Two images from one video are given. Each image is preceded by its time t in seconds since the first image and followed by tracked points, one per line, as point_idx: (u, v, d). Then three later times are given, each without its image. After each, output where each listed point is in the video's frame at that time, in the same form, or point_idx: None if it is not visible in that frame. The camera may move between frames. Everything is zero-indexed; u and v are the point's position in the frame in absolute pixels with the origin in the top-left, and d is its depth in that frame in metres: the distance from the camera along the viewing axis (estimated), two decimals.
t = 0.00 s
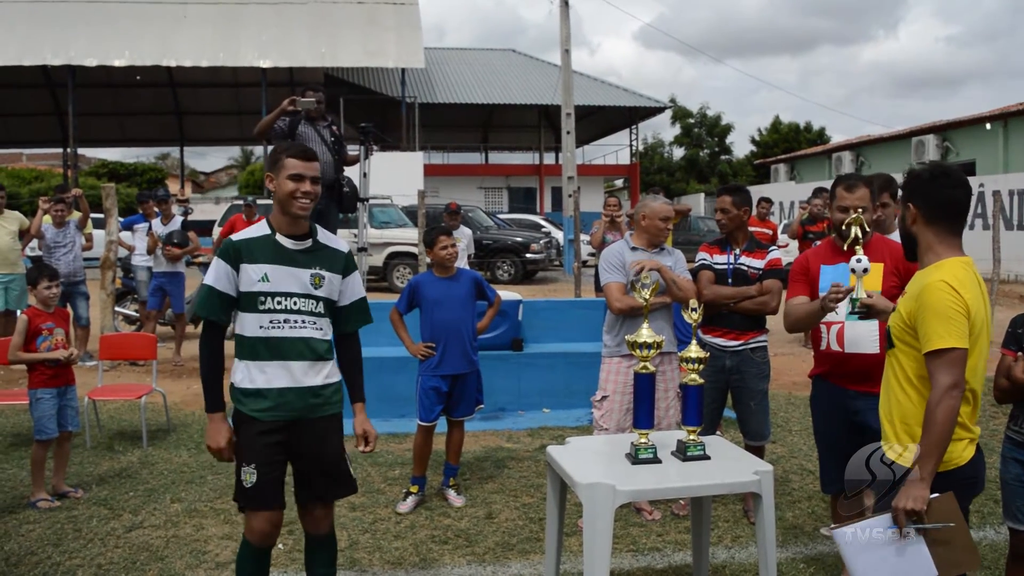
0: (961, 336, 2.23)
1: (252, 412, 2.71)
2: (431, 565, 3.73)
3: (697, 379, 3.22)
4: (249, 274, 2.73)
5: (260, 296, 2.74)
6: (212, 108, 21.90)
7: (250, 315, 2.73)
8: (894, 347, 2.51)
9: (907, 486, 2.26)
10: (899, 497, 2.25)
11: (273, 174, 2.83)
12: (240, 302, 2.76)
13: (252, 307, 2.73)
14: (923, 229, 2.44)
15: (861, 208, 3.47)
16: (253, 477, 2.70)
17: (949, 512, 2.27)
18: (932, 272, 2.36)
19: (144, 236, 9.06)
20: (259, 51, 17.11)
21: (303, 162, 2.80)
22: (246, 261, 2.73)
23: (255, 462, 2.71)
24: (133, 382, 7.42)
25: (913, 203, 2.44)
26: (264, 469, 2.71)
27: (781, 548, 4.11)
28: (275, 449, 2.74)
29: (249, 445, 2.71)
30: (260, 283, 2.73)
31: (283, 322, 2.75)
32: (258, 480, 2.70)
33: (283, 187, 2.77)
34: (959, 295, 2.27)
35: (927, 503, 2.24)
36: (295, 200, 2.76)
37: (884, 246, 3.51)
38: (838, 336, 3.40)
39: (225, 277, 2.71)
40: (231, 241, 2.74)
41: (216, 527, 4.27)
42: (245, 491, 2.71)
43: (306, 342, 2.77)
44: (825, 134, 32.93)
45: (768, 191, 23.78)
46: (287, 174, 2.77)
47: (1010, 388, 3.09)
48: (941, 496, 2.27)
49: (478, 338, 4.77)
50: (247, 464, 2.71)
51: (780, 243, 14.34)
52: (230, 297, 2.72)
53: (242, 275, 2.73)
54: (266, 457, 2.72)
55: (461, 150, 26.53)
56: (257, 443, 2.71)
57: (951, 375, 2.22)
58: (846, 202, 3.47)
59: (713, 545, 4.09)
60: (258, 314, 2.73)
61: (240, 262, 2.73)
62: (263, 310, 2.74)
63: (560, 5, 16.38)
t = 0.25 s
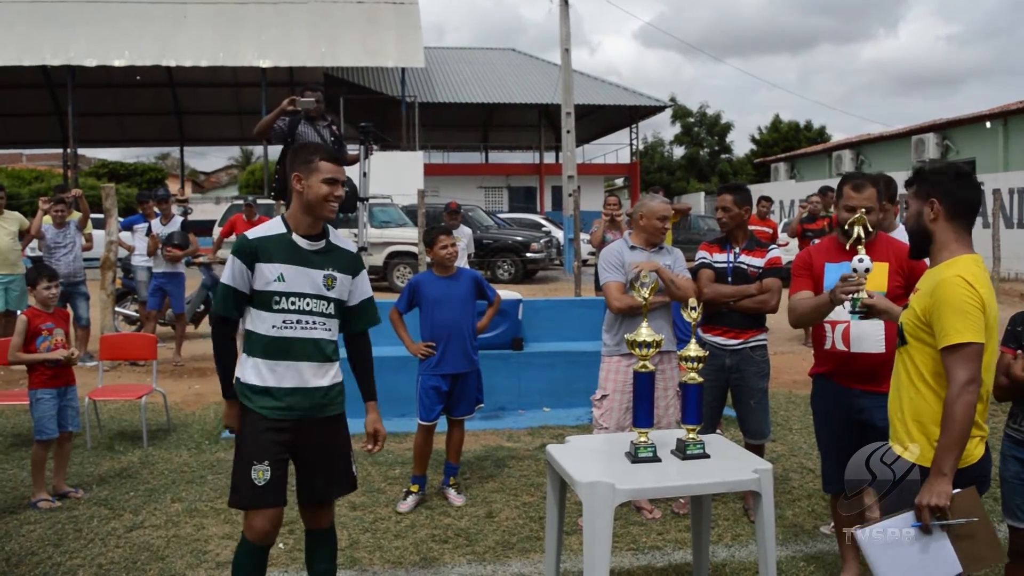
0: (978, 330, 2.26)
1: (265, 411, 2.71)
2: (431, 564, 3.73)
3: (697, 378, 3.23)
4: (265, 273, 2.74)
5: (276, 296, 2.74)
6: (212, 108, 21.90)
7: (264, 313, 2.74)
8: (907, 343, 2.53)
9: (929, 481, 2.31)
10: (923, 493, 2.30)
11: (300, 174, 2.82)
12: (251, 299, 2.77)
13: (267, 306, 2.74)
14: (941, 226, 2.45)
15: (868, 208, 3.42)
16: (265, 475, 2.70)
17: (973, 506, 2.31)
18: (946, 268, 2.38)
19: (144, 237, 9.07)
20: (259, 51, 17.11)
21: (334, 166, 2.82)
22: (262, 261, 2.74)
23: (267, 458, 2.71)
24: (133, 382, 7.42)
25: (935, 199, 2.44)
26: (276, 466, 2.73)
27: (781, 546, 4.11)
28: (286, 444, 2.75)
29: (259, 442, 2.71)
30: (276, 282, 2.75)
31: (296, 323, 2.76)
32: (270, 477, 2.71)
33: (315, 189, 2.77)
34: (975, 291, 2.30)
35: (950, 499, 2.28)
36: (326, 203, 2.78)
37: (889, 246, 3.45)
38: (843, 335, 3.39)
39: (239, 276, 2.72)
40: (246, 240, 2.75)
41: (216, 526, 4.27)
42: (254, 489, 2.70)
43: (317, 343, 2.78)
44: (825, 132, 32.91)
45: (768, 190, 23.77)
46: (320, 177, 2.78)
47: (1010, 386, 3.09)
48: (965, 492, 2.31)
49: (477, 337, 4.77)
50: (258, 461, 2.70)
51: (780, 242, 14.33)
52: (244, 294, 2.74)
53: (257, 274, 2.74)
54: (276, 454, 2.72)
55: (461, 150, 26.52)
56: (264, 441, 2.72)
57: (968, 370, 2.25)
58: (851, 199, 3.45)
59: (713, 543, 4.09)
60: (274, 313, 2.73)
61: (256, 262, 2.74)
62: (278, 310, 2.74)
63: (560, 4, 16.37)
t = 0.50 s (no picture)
0: (995, 327, 2.29)
1: (257, 407, 2.71)
2: (430, 562, 3.74)
3: (697, 377, 3.23)
4: (262, 267, 2.73)
5: (272, 291, 2.74)
6: (212, 107, 21.90)
7: (260, 309, 2.73)
8: (917, 343, 2.54)
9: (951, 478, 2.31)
10: (946, 491, 2.30)
11: (293, 170, 2.82)
12: (242, 291, 2.75)
13: (263, 301, 2.73)
14: (957, 226, 2.47)
15: (875, 208, 3.26)
16: (260, 480, 2.71)
17: (996, 504, 2.32)
18: (958, 267, 2.41)
19: (144, 235, 9.07)
20: (259, 49, 17.10)
21: (327, 160, 2.82)
22: (260, 255, 2.74)
23: (261, 465, 2.72)
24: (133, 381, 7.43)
25: (953, 198, 2.46)
26: (270, 473, 2.74)
27: (781, 545, 4.11)
28: (283, 441, 2.76)
29: (252, 447, 2.71)
30: (274, 277, 2.74)
31: (293, 318, 2.75)
32: (264, 482, 2.72)
33: (308, 185, 2.77)
34: (991, 288, 2.32)
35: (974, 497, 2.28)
36: (319, 198, 2.79)
37: (896, 249, 3.39)
38: (845, 335, 3.38)
39: (234, 271, 2.70)
40: (243, 233, 2.73)
41: (216, 525, 4.27)
42: (249, 493, 2.71)
43: (313, 338, 2.79)
44: (825, 131, 32.90)
45: (768, 189, 23.77)
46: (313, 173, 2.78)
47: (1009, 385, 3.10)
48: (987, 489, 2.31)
49: (477, 336, 4.77)
50: (252, 467, 2.71)
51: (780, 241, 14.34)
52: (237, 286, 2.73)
53: (253, 268, 2.73)
54: (269, 458, 2.72)
55: (461, 149, 26.52)
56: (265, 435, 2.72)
57: (987, 366, 2.27)
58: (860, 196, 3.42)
59: (712, 542, 4.09)
60: (270, 309, 2.73)
61: (252, 256, 2.73)
62: (274, 306, 2.74)
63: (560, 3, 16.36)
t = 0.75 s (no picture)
0: (1010, 326, 2.26)
1: (244, 407, 2.71)
2: (429, 560, 3.74)
3: (695, 374, 3.22)
4: (239, 267, 2.71)
5: (251, 291, 2.72)
6: (211, 104, 21.87)
7: (240, 309, 2.71)
8: (926, 343, 2.51)
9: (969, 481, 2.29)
10: (964, 493, 2.28)
11: (261, 165, 2.81)
12: (221, 293, 2.74)
13: (242, 302, 2.71)
14: (962, 225, 2.45)
15: (885, 206, 3.23)
16: (247, 482, 2.73)
17: (1016, 504, 2.30)
18: (970, 265, 2.38)
19: (142, 233, 9.06)
20: (258, 47, 17.07)
21: (294, 153, 2.82)
22: (235, 256, 2.71)
23: (248, 467, 2.72)
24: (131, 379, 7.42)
25: (956, 197, 2.44)
26: (257, 474, 2.75)
27: (779, 543, 4.11)
28: (270, 439, 2.76)
29: (238, 448, 2.71)
30: (252, 276, 2.72)
31: (274, 316, 2.74)
32: (252, 484, 2.73)
33: (276, 178, 2.77)
34: (1005, 287, 2.30)
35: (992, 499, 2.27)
36: (289, 191, 2.78)
37: (907, 249, 3.33)
38: (850, 334, 3.37)
39: (210, 273, 2.69)
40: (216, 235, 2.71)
41: (214, 523, 4.27)
42: (236, 496, 2.72)
43: (296, 335, 2.78)
44: (824, 130, 32.90)
45: (767, 188, 23.76)
46: (281, 165, 2.78)
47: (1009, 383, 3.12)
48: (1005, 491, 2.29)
49: (476, 334, 4.77)
50: (239, 468, 2.72)
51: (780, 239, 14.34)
52: (214, 290, 2.72)
53: (228, 269, 2.71)
54: (253, 460, 2.73)
55: (460, 147, 26.51)
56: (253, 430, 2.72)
57: (1002, 367, 2.25)
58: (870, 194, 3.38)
59: (711, 540, 4.10)
60: (249, 309, 2.71)
61: (227, 256, 2.71)
62: (254, 305, 2.72)
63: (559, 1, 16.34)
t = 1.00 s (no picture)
0: (997, 331, 2.25)
1: (213, 412, 2.68)
2: (415, 560, 3.73)
3: (681, 374, 3.23)
4: (207, 275, 2.67)
5: (222, 296, 2.69)
6: (197, 102, 21.74)
7: (212, 316, 2.68)
8: (916, 345, 2.51)
9: (955, 488, 2.28)
10: (949, 501, 2.27)
11: (250, 168, 2.79)
12: (189, 304, 2.69)
13: (214, 308, 2.68)
14: (944, 225, 2.44)
15: (877, 206, 3.19)
16: (220, 484, 2.71)
17: (1002, 511, 2.26)
18: (958, 268, 2.37)
19: (128, 231, 8.99)
20: (245, 44, 16.98)
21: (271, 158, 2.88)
22: (200, 262, 2.66)
23: (223, 469, 2.71)
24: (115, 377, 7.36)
25: (933, 199, 2.45)
26: (231, 477, 2.73)
27: (765, 542, 4.12)
28: (245, 441, 2.73)
29: (212, 450, 2.69)
30: (222, 280, 2.69)
31: (246, 318, 2.73)
32: (225, 487, 2.72)
33: (265, 181, 2.82)
34: (993, 291, 2.29)
35: (978, 506, 2.25)
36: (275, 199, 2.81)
37: (904, 250, 3.33)
38: (844, 334, 3.40)
39: (177, 284, 2.63)
40: (178, 244, 2.64)
41: (199, 523, 4.24)
42: (210, 498, 2.71)
43: (270, 334, 2.79)
44: (810, 130, 33.10)
45: (753, 188, 23.86)
46: (268, 169, 2.82)
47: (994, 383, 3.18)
48: (992, 498, 2.26)
49: (463, 332, 4.76)
50: (212, 471, 2.70)
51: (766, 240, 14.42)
52: (185, 302, 2.66)
53: (196, 278, 2.66)
54: (227, 462, 2.71)
55: (447, 145, 26.47)
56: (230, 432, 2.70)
57: (989, 372, 2.24)
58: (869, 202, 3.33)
59: (697, 540, 4.11)
60: (221, 315, 2.68)
61: (192, 265, 2.65)
62: (226, 310, 2.70)
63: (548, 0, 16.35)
